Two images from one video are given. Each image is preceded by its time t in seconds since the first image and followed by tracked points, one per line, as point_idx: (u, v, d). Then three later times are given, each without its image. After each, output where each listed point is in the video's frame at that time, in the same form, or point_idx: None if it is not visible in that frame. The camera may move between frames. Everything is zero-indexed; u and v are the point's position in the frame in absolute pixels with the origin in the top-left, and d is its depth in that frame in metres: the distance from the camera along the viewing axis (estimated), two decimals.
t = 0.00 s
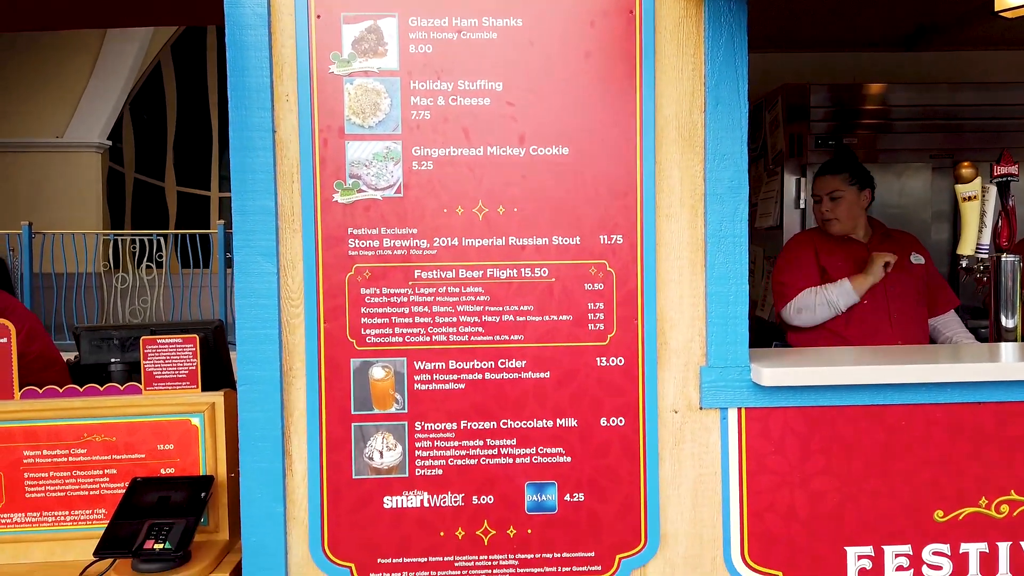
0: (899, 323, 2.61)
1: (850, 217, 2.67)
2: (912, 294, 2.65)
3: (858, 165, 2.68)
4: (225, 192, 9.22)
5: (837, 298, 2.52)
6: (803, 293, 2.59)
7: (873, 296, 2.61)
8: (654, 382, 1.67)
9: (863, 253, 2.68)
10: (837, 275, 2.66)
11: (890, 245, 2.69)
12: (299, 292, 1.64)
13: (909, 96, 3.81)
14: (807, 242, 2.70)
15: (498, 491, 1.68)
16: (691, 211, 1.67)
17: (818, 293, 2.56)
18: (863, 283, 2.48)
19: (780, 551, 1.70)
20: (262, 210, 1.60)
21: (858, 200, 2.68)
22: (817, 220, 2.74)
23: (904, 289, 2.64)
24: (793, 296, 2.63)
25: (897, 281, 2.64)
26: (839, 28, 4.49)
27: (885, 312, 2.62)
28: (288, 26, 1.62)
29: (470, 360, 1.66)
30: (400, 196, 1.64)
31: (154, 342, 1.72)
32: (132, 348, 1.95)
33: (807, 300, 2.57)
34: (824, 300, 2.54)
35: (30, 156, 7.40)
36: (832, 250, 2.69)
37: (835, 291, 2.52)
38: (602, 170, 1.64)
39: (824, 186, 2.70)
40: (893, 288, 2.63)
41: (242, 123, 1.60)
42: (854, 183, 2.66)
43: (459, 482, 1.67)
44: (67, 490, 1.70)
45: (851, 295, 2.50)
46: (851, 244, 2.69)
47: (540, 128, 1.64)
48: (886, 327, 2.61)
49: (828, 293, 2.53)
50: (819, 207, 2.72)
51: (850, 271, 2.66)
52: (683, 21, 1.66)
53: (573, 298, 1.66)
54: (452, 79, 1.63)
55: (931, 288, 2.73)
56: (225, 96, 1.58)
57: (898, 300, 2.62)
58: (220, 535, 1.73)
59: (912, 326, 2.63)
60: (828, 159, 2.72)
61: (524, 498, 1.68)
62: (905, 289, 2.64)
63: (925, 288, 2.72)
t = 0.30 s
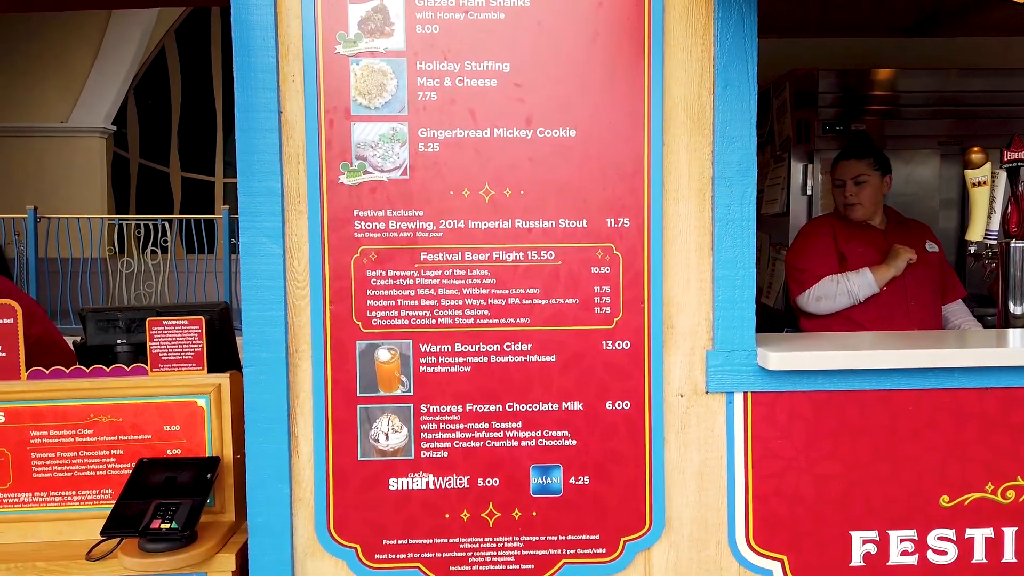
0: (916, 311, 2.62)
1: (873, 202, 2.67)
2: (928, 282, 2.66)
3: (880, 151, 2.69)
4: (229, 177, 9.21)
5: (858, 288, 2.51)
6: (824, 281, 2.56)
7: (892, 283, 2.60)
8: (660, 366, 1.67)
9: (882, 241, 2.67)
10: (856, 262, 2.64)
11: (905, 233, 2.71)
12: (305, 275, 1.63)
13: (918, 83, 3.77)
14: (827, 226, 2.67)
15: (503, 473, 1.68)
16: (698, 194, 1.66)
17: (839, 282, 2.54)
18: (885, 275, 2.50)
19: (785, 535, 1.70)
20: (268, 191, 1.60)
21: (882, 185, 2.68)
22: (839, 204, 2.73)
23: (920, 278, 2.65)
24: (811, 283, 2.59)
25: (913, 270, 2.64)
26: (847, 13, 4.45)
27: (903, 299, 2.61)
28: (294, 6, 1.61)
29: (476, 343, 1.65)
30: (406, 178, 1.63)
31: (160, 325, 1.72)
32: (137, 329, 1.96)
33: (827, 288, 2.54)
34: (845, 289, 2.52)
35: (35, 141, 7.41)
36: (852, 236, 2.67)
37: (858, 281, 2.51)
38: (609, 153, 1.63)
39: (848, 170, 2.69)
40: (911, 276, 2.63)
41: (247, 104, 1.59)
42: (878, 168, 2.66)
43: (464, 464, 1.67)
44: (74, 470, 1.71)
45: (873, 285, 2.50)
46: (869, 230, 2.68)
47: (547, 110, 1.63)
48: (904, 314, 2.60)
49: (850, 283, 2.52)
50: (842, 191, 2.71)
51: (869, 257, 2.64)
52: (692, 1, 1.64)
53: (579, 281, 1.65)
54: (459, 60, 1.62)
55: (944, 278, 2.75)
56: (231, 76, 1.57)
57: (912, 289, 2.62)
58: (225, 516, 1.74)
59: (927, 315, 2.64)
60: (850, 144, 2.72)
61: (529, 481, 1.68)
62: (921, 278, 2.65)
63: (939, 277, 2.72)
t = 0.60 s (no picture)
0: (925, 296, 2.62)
1: (888, 187, 2.65)
2: (937, 268, 2.65)
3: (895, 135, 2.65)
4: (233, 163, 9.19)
5: (855, 277, 2.51)
6: (821, 268, 2.57)
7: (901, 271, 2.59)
8: (665, 350, 1.66)
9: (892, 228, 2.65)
10: (865, 249, 2.62)
11: (915, 221, 2.69)
12: (309, 257, 1.63)
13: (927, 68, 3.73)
14: (836, 214, 2.65)
15: (507, 456, 1.68)
16: (704, 178, 1.65)
17: (836, 270, 2.54)
18: (885, 265, 2.47)
19: (788, 519, 1.70)
20: (272, 173, 1.59)
21: (897, 170, 2.65)
22: (855, 188, 2.70)
23: (930, 264, 2.64)
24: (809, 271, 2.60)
25: (922, 257, 2.64)
26: None
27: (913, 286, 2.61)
28: None
29: (480, 326, 1.65)
30: (410, 160, 1.62)
31: (164, 307, 1.71)
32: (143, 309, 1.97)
33: (824, 274, 2.55)
34: (842, 278, 2.53)
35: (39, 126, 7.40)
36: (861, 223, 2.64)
37: (856, 270, 2.51)
38: (615, 136, 1.62)
39: (864, 155, 2.66)
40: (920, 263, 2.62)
41: (252, 85, 1.58)
42: (894, 152, 2.63)
43: (468, 447, 1.67)
44: (79, 451, 1.72)
45: (871, 275, 2.49)
46: (877, 217, 2.66)
47: (553, 92, 1.62)
48: (912, 301, 2.61)
49: (848, 272, 2.52)
50: (858, 174, 2.68)
51: (878, 244, 2.62)
52: None
53: (584, 265, 1.64)
54: (464, 41, 1.61)
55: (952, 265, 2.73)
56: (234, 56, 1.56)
57: (924, 275, 2.62)
58: (230, 497, 1.75)
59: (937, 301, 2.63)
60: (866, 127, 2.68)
61: (533, 464, 1.68)
62: (931, 264, 2.64)
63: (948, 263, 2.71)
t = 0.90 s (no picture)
0: (933, 283, 2.61)
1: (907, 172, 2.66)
2: (941, 256, 2.65)
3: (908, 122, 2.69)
4: (237, 150, 9.18)
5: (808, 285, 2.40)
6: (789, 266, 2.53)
7: (907, 259, 2.59)
8: (669, 336, 1.66)
9: (898, 216, 2.63)
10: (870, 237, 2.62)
11: (921, 209, 2.71)
12: (314, 242, 1.63)
13: (934, 56, 3.71)
14: (839, 204, 2.64)
15: (510, 441, 1.68)
16: (710, 163, 1.65)
17: (797, 273, 2.46)
18: (831, 286, 2.18)
19: (791, 506, 1.70)
20: (276, 156, 1.59)
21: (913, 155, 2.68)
22: (879, 172, 2.65)
23: (935, 252, 2.64)
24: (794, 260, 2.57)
25: (929, 245, 2.64)
26: None
27: (920, 274, 2.60)
28: None
29: (485, 311, 1.65)
30: (415, 144, 1.61)
31: (169, 291, 1.72)
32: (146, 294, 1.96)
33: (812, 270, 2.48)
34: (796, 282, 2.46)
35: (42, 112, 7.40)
36: (867, 212, 2.63)
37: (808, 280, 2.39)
38: (621, 121, 1.61)
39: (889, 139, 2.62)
40: (927, 252, 2.62)
41: (256, 68, 1.57)
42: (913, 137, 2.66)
43: (472, 432, 1.68)
44: (84, 434, 1.72)
45: (819, 288, 2.34)
46: (884, 204, 2.64)
47: (558, 76, 1.61)
48: (921, 289, 2.59)
49: (801, 278, 2.42)
50: (883, 158, 2.63)
51: (882, 232, 2.61)
52: None
53: (588, 250, 1.64)
54: (469, 24, 1.59)
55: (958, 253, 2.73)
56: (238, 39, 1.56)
57: (931, 262, 2.61)
58: (234, 481, 1.75)
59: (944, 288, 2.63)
60: (884, 112, 2.66)
61: (537, 449, 1.69)
62: (937, 252, 2.64)
63: (953, 251, 2.72)
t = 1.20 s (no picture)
0: (933, 272, 2.61)
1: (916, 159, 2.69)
2: (941, 244, 2.65)
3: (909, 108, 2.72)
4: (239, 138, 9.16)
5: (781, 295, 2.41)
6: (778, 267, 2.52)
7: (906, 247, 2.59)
8: (672, 323, 1.65)
9: (899, 204, 2.62)
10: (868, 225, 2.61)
11: (921, 198, 2.69)
12: (316, 227, 1.62)
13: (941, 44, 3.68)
14: (838, 191, 2.62)
15: (513, 427, 1.68)
16: (715, 149, 1.64)
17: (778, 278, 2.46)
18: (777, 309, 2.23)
19: (793, 493, 1.70)
20: (279, 141, 1.58)
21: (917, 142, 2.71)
22: (899, 159, 2.62)
23: (935, 239, 2.63)
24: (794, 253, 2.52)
25: (930, 233, 2.63)
26: None
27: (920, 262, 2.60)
28: None
29: (487, 297, 1.65)
30: (418, 129, 1.61)
31: (172, 276, 1.72)
32: (149, 279, 1.97)
33: (794, 272, 2.45)
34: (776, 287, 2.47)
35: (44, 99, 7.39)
36: (867, 200, 2.62)
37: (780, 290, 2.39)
38: (625, 107, 1.60)
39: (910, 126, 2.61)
40: (927, 240, 2.62)
41: (258, 51, 1.56)
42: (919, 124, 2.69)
43: (474, 418, 1.68)
44: (87, 418, 1.73)
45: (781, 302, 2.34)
46: (883, 191, 2.63)
47: (562, 61, 1.60)
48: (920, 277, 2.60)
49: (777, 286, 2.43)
50: (905, 145, 2.61)
51: (882, 221, 2.60)
52: None
53: (592, 236, 1.63)
54: (473, 8, 1.58)
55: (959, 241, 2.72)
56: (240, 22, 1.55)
57: (930, 249, 2.61)
58: (237, 466, 1.76)
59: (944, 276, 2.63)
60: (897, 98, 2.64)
61: (539, 435, 1.69)
62: (937, 239, 2.64)
63: (953, 239, 2.71)
